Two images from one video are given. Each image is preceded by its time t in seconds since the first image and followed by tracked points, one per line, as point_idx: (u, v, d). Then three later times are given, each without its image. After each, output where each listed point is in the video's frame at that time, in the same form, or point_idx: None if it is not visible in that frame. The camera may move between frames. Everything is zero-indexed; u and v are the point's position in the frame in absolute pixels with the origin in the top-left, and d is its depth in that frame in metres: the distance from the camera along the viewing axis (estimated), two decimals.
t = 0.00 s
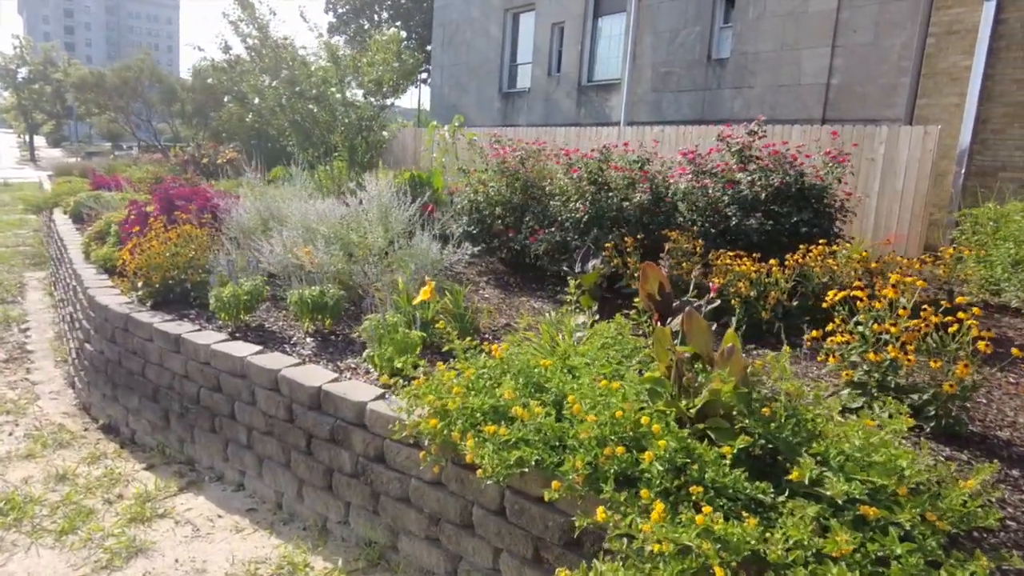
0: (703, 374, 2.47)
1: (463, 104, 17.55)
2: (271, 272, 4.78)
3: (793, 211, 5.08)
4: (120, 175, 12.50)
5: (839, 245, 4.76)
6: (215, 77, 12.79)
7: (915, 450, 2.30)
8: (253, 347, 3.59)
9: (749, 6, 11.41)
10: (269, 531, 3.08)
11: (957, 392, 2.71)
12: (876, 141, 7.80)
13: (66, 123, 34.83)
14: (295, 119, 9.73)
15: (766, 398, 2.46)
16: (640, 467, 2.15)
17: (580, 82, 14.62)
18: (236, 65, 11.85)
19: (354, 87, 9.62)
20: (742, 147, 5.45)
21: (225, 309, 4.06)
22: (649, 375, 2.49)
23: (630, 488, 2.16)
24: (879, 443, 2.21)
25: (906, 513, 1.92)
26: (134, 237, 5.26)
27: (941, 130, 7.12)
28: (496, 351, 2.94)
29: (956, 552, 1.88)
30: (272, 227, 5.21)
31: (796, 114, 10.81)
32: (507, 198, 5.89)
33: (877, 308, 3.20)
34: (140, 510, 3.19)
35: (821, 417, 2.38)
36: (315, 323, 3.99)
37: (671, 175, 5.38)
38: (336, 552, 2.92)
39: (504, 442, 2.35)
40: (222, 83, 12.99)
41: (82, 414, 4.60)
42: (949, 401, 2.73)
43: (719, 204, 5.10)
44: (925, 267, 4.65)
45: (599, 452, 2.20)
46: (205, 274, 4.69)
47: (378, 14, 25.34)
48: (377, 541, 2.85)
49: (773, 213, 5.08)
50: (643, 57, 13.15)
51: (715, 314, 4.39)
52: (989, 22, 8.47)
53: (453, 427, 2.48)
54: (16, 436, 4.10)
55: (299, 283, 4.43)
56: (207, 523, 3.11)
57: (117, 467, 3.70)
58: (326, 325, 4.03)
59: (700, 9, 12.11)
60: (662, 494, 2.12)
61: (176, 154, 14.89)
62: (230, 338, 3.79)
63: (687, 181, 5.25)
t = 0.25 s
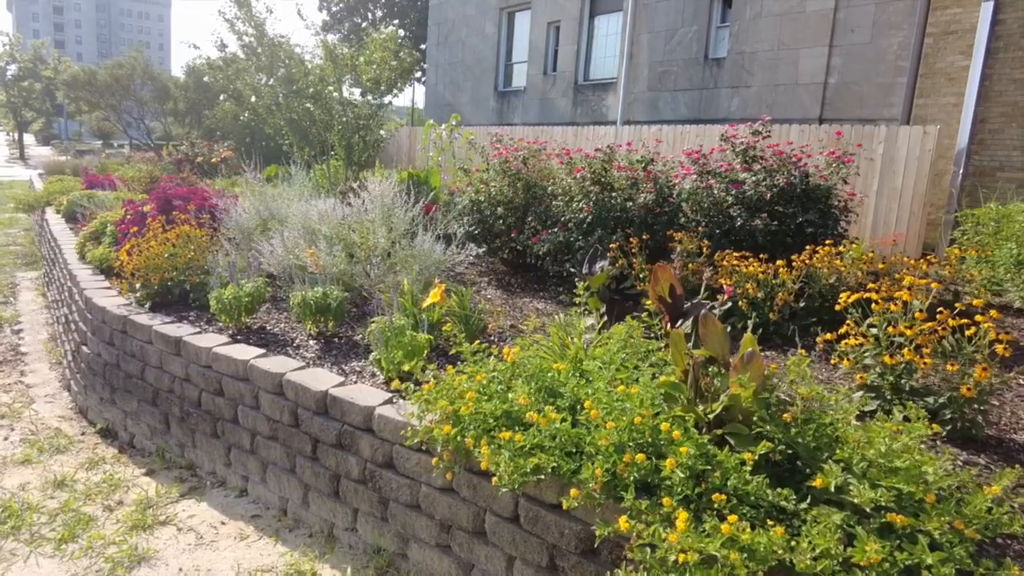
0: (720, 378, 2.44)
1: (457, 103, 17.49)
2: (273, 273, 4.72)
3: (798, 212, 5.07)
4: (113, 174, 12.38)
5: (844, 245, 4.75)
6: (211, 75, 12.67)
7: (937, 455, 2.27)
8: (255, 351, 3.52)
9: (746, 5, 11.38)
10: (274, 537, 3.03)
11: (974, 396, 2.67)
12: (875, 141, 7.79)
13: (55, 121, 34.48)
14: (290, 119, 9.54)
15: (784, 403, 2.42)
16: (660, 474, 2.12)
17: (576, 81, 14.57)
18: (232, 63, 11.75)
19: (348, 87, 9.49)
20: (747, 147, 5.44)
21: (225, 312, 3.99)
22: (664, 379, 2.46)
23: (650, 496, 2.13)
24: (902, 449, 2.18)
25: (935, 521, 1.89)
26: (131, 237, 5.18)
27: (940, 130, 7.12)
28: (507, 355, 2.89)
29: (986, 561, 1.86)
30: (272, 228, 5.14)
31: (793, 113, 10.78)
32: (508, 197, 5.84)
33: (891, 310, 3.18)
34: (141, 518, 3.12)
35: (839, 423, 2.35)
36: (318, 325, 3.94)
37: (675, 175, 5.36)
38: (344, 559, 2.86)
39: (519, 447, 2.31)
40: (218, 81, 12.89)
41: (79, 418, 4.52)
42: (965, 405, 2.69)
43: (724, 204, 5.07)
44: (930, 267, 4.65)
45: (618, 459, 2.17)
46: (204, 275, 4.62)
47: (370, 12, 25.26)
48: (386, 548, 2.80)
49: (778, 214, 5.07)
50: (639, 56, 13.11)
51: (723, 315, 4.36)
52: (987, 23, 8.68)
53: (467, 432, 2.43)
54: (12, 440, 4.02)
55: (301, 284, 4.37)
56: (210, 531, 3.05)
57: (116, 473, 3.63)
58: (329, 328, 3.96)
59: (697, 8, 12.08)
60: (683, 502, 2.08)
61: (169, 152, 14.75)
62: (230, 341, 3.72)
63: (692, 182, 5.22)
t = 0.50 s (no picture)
0: (738, 382, 2.40)
1: (453, 103, 17.43)
2: (274, 274, 4.66)
3: (803, 212, 5.04)
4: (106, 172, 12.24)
5: (851, 246, 4.73)
6: (207, 74, 12.57)
7: (960, 460, 2.23)
8: (258, 354, 3.45)
9: (743, 4, 11.36)
10: (280, 545, 2.96)
11: (992, 398, 2.66)
12: (874, 141, 7.78)
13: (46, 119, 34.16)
14: (287, 117, 9.36)
15: (803, 408, 2.39)
16: (682, 481, 2.07)
17: (573, 80, 14.53)
18: (227, 61, 11.65)
19: (344, 86, 9.39)
20: (751, 147, 5.41)
21: (226, 314, 3.92)
22: (681, 383, 2.41)
23: (671, 503, 2.09)
24: (927, 455, 2.14)
25: (965, 529, 1.85)
26: (129, 237, 5.10)
27: (940, 130, 7.13)
28: (519, 359, 2.85)
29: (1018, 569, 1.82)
30: (273, 228, 5.08)
31: (791, 113, 10.77)
32: (510, 197, 5.79)
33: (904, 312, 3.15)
34: (142, 525, 3.05)
35: (859, 427, 2.31)
36: (322, 327, 3.88)
37: (680, 175, 5.32)
38: (352, 567, 2.80)
39: (536, 453, 2.26)
40: (213, 80, 12.78)
41: (76, 422, 4.44)
42: (979, 407, 2.68)
43: (729, 204, 5.03)
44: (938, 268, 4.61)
45: (639, 465, 2.12)
46: (202, 276, 4.54)
47: (364, 11, 25.19)
48: (396, 556, 2.74)
49: (783, 214, 5.04)
50: (637, 56, 13.09)
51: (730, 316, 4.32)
52: (986, 24, 8.56)
53: (481, 438, 2.39)
54: (7, 445, 3.93)
55: (303, 285, 4.31)
56: (214, 539, 2.98)
57: (115, 479, 3.55)
58: (332, 330, 3.90)
59: (694, 8, 12.05)
60: (705, 509, 2.04)
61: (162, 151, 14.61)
62: (233, 344, 3.66)
63: (697, 181, 5.17)
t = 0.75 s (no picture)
0: (758, 386, 2.35)
1: (449, 101, 17.37)
2: (276, 275, 4.59)
3: (809, 212, 5.01)
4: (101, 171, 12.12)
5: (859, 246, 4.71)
6: (203, 71, 12.47)
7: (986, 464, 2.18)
8: (262, 356, 3.38)
9: (741, 4, 11.34)
10: (286, 553, 2.90)
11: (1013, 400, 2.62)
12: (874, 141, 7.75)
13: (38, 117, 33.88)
14: (285, 116, 9.27)
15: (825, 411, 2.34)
16: (704, 488, 2.02)
17: (570, 79, 14.48)
18: (222, 59, 11.52)
19: (342, 84, 9.29)
20: (757, 147, 5.38)
21: (228, 316, 3.85)
22: (699, 387, 2.36)
23: (694, 510, 2.04)
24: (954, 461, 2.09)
25: (998, 537, 1.81)
26: (127, 237, 5.01)
27: (940, 130, 7.11)
28: (530, 362, 2.79)
29: None
30: (274, 228, 5.01)
31: (789, 113, 10.75)
32: (513, 196, 5.73)
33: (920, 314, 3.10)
34: (144, 533, 2.98)
35: (881, 431, 2.26)
36: (326, 329, 3.81)
37: (686, 174, 5.28)
38: None
39: (553, 460, 2.21)
40: (209, 78, 12.65)
41: (73, 425, 4.36)
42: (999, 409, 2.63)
43: (735, 204, 4.99)
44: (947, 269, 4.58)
45: (660, 472, 2.07)
46: (202, 277, 4.46)
47: (360, 9, 25.10)
48: (406, 564, 2.68)
49: (790, 215, 5.00)
50: (634, 55, 13.05)
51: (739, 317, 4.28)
52: (985, 24, 8.45)
53: (496, 444, 2.33)
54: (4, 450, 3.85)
55: (305, 286, 4.24)
56: (219, 547, 2.92)
57: (115, 484, 3.48)
58: (336, 332, 3.84)
59: (692, 7, 12.03)
60: (729, 517, 1.99)
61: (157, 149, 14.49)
62: (235, 346, 3.58)
63: (703, 181, 5.13)
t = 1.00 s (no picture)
0: (779, 391, 2.29)
1: (445, 101, 17.30)
2: (278, 276, 4.53)
3: (816, 213, 4.98)
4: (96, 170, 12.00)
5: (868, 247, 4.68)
6: (199, 69, 12.36)
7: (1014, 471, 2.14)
8: (266, 359, 3.31)
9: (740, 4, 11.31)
10: (293, 561, 2.84)
11: None
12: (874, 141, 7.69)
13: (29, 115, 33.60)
14: (284, 114, 9.24)
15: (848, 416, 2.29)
16: (730, 496, 1.97)
17: (567, 79, 14.42)
18: (219, 57, 11.40)
19: (340, 83, 9.20)
20: (762, 147, 5.34)
21: (230, 318, 3.77)
22: (718, 392, 2.30)
23: (719, 519, 1.98)
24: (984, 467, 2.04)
25: None
26: (126, 237, 4.93)
27: (940, 131, 7.07)
28: (543, 366, 2.73)
29: None
30: (275, 228, 4.94)
31: (788, 112, 10.73)
32: (517, 196, 5.67)
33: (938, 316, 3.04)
34: (147, 542, 2.91)
35: (906, 436, 2.21)
36: (330, 332, 3.75)
37: (692, 174, 5.23)
38: None
39: (573, 468, 2.15)
40: (205, 76, 12.54)
41: (71, 430, 4.28)
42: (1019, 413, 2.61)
43: (741, 203, 4.94)
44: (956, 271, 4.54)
45: (684, 480, 2.01)
46: (202, 277, 4.39)
47: (355, 8, 25.02)
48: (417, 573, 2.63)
49: (797, 215, 4.97)
50: (632, 55, 13.01)
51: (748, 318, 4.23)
52: (984, 24, 8.39)
53: (512, 451, 2.27)
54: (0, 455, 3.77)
55: (309, 288, 4.18)
56: (224, 555, 2.86)
57: (116, 491, 3.41)
58: (340, 334, 3.77)
59: (690, 7, 12.00)
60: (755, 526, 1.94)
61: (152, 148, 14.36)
62: (239, 349, 3.51)
63: (709, 181, 5.08)
